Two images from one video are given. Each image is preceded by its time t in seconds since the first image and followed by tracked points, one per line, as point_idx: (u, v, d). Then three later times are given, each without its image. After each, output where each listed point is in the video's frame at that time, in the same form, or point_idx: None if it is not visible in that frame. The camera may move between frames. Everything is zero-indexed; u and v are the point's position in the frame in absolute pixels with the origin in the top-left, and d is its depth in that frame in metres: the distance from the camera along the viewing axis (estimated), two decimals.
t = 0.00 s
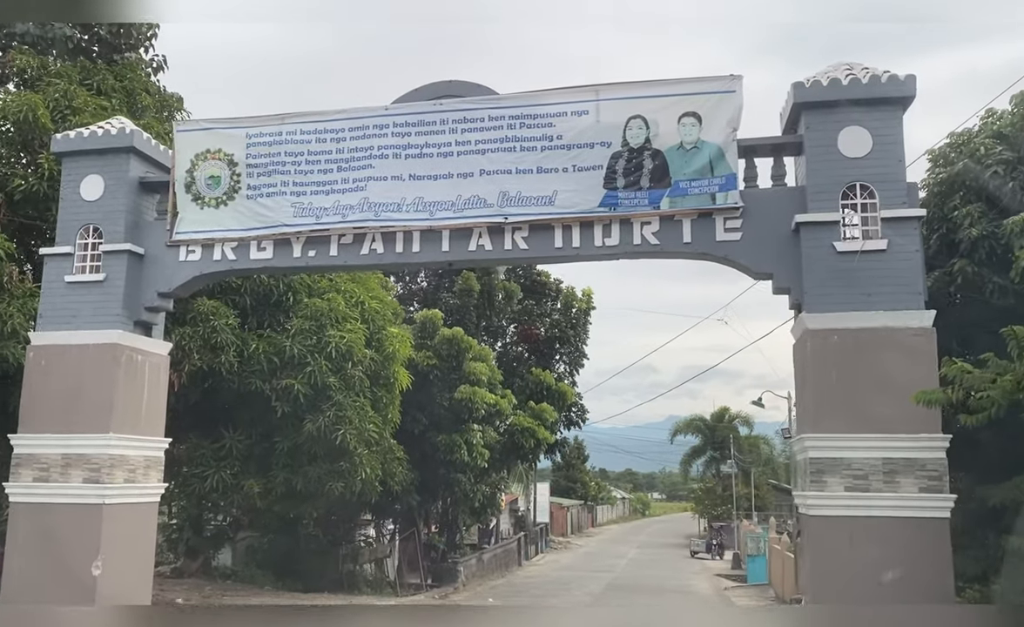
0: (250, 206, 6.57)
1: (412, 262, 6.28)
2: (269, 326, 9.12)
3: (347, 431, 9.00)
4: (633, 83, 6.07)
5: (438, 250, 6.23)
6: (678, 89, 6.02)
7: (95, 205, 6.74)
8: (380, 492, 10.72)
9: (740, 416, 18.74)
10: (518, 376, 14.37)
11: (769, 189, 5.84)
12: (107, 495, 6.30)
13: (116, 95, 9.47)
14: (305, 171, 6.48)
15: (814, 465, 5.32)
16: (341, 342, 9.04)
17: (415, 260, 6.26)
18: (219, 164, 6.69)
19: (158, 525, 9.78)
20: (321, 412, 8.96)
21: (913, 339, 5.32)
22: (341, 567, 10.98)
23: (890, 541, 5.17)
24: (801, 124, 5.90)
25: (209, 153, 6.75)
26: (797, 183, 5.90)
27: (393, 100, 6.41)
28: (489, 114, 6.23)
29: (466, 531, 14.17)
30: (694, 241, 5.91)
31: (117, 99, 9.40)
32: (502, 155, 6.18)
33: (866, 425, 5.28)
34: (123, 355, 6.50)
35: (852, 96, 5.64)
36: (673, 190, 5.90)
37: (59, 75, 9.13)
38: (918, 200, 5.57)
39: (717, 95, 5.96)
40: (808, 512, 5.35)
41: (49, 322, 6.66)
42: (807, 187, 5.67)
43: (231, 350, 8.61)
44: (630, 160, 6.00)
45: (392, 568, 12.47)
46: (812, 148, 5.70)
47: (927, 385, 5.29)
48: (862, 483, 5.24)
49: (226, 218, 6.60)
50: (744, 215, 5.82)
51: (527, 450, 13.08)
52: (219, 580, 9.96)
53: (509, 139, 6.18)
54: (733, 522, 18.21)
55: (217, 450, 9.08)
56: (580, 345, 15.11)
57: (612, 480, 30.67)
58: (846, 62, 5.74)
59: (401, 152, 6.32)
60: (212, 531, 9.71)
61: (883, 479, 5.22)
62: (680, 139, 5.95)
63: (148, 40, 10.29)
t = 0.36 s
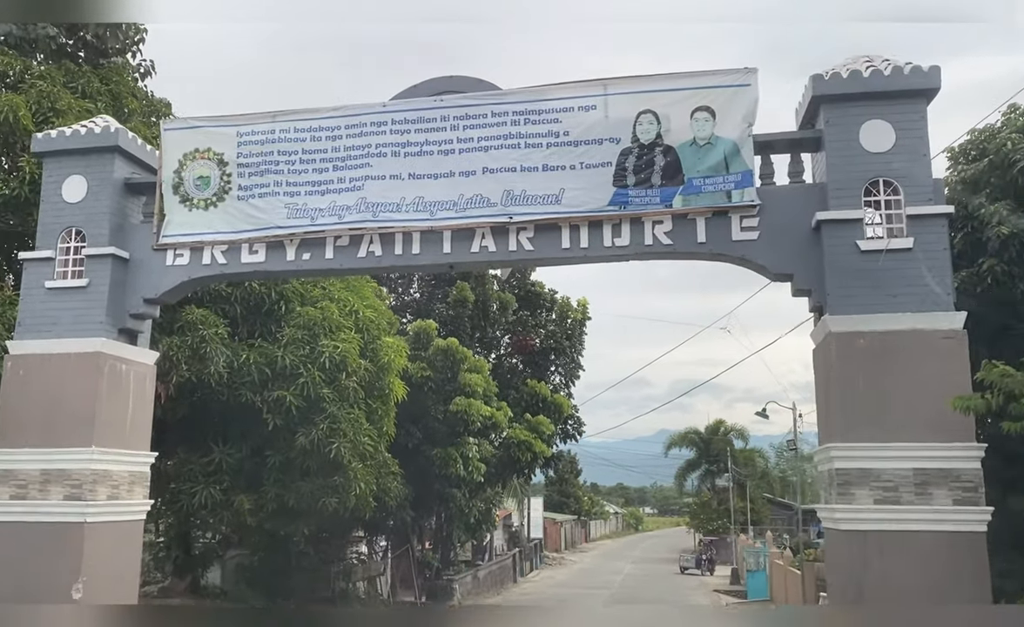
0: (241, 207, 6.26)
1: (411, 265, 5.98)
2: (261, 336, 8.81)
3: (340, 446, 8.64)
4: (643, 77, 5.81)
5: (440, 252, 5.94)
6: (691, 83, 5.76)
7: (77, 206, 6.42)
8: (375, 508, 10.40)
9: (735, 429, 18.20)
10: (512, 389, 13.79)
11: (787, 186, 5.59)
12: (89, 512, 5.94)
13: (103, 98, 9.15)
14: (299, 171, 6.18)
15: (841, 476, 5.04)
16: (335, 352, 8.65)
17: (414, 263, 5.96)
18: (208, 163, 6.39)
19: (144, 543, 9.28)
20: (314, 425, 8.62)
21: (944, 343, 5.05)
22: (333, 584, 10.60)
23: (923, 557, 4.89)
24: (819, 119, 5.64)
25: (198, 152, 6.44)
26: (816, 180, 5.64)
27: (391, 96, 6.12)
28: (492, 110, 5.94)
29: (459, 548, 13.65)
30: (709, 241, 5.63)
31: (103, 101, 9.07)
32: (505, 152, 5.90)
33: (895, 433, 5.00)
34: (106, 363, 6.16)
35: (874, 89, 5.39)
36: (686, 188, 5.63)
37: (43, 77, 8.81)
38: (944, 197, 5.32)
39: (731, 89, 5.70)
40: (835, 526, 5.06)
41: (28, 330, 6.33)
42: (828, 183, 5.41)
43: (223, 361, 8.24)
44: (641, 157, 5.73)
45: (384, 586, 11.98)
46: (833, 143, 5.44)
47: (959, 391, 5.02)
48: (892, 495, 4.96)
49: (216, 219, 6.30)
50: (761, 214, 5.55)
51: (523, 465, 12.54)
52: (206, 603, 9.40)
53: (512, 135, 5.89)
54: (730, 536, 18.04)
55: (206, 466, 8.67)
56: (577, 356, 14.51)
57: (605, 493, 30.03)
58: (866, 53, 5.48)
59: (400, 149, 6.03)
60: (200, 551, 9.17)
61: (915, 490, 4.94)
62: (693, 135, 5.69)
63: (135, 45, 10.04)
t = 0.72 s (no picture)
0: (224, 203, 5.90)
1: (405, 264, 5.63)
2: (245, 343, 8.39)
3: (329, 459, 8.23)
4: (651, 65, 5.49)
5: (435, 249, 5.59)
6: (702, 70, 5.45)
7: (48, 203, 6.03)
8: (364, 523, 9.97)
9: (728, 442, 17.49)
10: (505, 402, 12.68)
11: (805, 179, 5.27)
12: (57, 529, 5.54)
13: (80, 95, 8.76)
14: (285, 164, 5.83)
15: (868, 486, 4.70)
16: (323, 361, 8.24)
17: (408, 261, 5.61)
18: (189, 157, 6.02)
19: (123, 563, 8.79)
20: (300, 438, 8.14)
21: (976, 343, 4.74)
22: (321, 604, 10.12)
23: (959, 573, 4.55)
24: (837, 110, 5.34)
25: (178, 146, 6.07)
26: (835, 172, 5.33)
27: (384, 86, 5.78)
28: (490, 99, 5.61)
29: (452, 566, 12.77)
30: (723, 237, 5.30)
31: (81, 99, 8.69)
32: (505, 143, 5.56)
33: (927, 441, 4.67)
34: (79, 369, 5.77)
35: (896, 75, 5.09)
36: (698, 181, 5.30)
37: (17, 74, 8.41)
38: (972, 188, 5.01)
39: (745, 77, 5.40)
40: (864, 541, 4.70)
41: None
42: (849, 175, 5.09)
43: (204, 370, 7.92)
44: (649, 148, 5.41)
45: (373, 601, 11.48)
46: (854, 132, 5.13)
47: (993, 394, 4.70)
48: (924, 507, 4.63)
49: (197, 216, 5.93)
50: (778, 207, 5.23)
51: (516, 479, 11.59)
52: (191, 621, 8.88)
53: (512, 126, 5.56)
54: (723, 552, 17.50)
55: (186, 480, 8.27)
56: (572, 369, 13.43)
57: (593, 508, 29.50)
58: (887, 38, 5.19)
59: (393, 141, 5.69)
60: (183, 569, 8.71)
61: (948, 501, 4.61)
62: (705, 125, 5.37)
63: (115, 46, 9.82)
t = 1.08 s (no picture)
0: (203, 196, 5.55)
1: (395, 260, 5.28)
2: (227, 351, 8.00)
3: (314, 471, 7.74)
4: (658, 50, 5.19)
5: (428, 244, 5.25)
6: (711, 55, 5.15)
7: (15, 196, 5.67)
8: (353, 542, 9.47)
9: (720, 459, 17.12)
10: (496, 415, 12.26)
11: (821, 170, 4.97)
12: (18, 544, 5.14)
13: (58, 91, 8.39)
14: (269, 155, 5.49)
15: (895, 495, 4.37)
16: (309, 370, 7.86)
17: (399, 257, 5.26)
18: (166, 148, 5.68)
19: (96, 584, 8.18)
20: (285, 450, 7.73)
21: (1007, 342, 4.44)
22: None
23: (995, 589, 4.22)
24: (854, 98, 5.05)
25: (154, 136, 5.72)
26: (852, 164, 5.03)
27: (374, 73, 5.46)
28: (487, 86, 5.30)
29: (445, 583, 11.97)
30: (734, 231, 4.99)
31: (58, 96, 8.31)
32: (502, 132, 5.24)
33: (958, 446, 4.35)
34: (45, 372, 5.38)
35: (918, 60, 4.80)
36: (708, 172, 4.99)
37: None
38: (999, 179, 4.73)
39: (756, 63, 5.10)
40: (892, 555, 4.38)
41: None
42: (869, 164, 4.79)
43: (182, 380, 7.55)
44: (656, 137, 5.10)
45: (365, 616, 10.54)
46: (873, 120, 4.84)
47: None
48: (956, 518, 4.31)
49: (175, 210, 5.58)
50: (793, 199, 4.92)
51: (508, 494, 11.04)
52: None
53: (511, 114, 5.24)
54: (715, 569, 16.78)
55: (164, 494, 7.87)
56: (565, 382, 12.81)
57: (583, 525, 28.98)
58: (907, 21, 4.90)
59: (383, 130, 5.36)
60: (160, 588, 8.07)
61: (981, 512, 4.29)
62: (714, 114, 5.07)
63: (96, 46, 9.47)
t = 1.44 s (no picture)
0: (174, 183, 5.15)
1: (381, 252, 4.89)
2: (203, 358, 7.50)
3: (295, 486, 7.28)
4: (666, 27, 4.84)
5: (417, 234, 4.85)
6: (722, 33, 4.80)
7: None
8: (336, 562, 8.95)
9: (711, 479, 16.69)
10: (485, 433, 11.60)
11: (841, 155, 4.62)
12: None
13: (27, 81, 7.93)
14: (246, 139, 5.09)
15: (929, 506, 3.99)
16: (289, 378, 7.41)
17: (385, 248, 4.86)
18: (134, 132, 5.27)
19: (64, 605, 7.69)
20: (263, 462, 7.26)
21: None
22: None
23: None
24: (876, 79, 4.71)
25: (123, 119, 5.33)
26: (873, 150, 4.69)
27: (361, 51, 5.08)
28: (482, 65, 4.93)
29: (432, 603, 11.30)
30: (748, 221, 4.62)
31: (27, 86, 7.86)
32: (498, 114, 4.87)
33: (997, 453, 3.99)
34: None
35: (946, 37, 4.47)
36: (720, 157, 4.63)
37: None
38: None
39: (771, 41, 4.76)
40: (927, 573, 3.98)
41: None
42: (893, 149, 4.45)
43: (154, 387, 6.95)
44: (663, 120, 4.74)
45: None
46: (898, 101, 4.50)
47: None
48: (996, 530, 3.94)
49: (143, 198, 5.17)
50: (812, 186, 4.57)
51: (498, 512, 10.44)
52: None
53: (507, 95, 4.87)
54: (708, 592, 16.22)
55: (134, 508, 7.30)
56: (555, 398, 12.26)
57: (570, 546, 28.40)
58: None
59: (370, 113, 4.98)
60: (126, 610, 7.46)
61: None
62: (726, 95, 4.72)
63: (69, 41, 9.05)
